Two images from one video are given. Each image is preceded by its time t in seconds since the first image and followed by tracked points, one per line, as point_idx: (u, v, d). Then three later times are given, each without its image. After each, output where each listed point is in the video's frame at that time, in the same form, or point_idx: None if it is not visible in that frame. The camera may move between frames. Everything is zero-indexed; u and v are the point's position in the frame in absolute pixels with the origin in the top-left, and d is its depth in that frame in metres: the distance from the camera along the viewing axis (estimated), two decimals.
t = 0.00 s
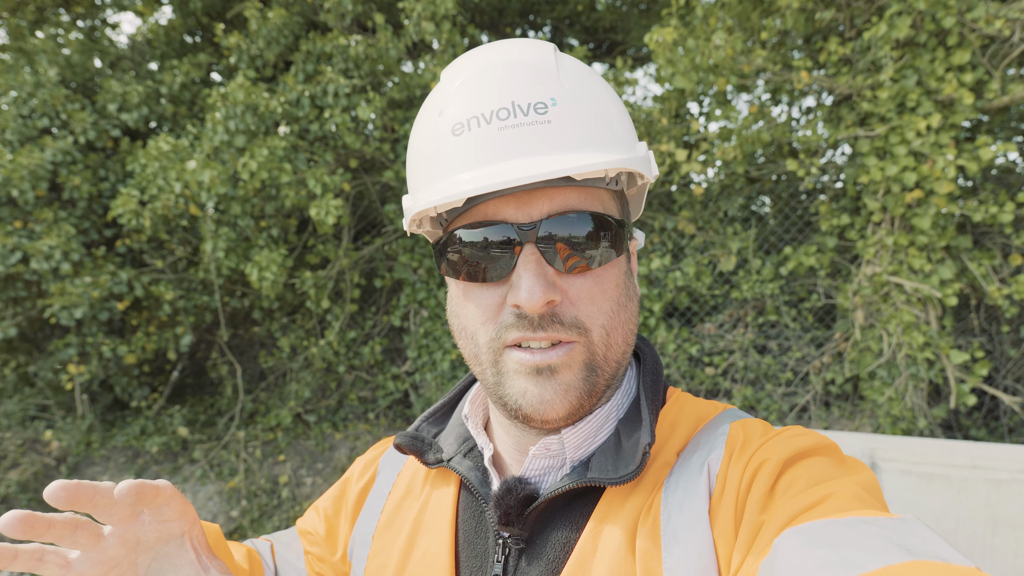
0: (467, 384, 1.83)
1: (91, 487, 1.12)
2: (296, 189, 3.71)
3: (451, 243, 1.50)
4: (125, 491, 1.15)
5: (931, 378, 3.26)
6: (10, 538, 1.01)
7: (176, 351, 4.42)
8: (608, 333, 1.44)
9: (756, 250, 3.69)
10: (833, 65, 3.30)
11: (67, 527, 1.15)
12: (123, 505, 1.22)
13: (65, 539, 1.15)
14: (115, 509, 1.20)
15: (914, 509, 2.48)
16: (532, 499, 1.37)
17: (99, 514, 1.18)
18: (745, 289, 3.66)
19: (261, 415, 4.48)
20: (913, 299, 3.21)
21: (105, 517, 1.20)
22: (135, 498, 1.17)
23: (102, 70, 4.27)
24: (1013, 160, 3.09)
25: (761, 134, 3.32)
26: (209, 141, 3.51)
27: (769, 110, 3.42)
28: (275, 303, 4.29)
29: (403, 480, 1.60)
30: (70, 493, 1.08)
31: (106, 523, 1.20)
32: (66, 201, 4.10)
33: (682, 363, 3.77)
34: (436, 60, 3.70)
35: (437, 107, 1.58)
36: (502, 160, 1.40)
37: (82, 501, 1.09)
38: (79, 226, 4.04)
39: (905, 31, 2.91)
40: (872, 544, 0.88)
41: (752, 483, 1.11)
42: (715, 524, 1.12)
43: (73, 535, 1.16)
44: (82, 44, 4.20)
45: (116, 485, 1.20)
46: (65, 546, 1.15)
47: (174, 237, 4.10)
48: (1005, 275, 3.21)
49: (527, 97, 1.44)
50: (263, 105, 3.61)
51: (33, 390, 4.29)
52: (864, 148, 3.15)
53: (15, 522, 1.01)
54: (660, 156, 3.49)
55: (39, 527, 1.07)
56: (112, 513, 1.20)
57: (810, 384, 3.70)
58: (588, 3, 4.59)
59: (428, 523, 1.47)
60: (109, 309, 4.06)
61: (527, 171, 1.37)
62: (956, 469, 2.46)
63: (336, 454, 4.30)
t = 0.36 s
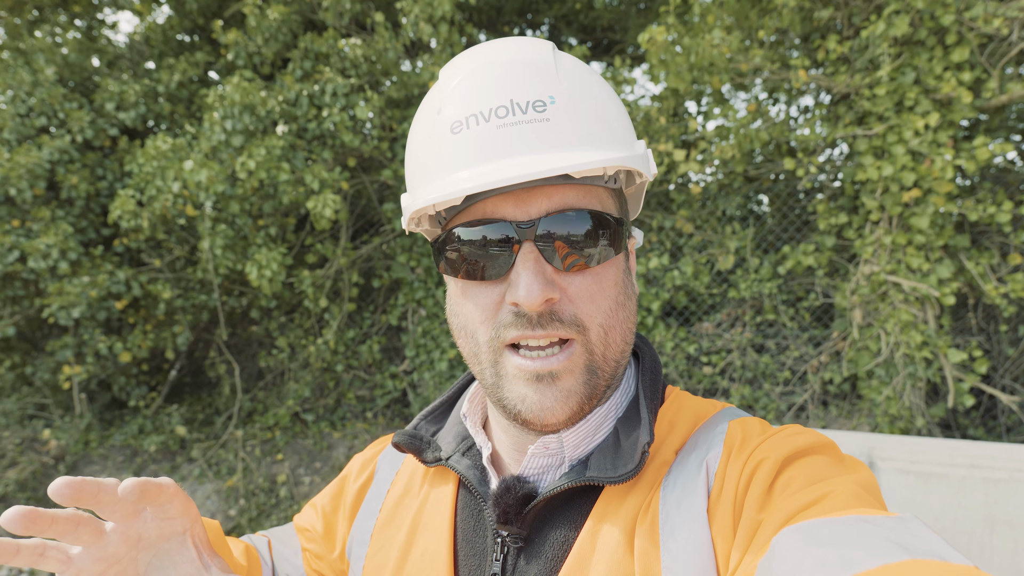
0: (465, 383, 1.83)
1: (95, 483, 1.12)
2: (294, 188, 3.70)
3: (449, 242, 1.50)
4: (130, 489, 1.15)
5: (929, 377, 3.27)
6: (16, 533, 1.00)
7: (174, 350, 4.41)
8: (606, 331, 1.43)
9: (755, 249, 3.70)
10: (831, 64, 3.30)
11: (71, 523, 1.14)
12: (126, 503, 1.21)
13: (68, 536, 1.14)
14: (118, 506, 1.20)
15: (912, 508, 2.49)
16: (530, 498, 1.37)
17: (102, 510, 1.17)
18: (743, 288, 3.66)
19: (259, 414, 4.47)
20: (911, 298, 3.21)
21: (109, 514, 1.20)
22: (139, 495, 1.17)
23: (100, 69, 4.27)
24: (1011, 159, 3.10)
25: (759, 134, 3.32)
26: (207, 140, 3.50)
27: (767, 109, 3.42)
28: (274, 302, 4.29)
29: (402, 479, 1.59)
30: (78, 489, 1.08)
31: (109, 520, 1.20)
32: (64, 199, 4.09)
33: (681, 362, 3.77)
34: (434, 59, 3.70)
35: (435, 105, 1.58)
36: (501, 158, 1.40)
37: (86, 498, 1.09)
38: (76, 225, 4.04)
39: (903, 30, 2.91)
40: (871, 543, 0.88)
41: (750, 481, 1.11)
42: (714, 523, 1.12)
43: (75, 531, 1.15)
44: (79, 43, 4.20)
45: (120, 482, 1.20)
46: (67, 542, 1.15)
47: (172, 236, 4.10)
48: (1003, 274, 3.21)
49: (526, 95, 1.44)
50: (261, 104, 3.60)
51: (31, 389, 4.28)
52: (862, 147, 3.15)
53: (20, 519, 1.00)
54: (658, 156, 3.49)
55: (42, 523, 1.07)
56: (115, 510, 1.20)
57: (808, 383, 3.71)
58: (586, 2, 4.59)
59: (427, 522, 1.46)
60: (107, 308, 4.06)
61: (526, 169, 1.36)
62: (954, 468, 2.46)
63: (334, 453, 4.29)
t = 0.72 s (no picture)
0: (464, 383, 1.83)
1: (95, 483, 1.12)
2: (292, 189, 3.70)
3: (448, 242, 1.50)
4: (130, 489, 1.15)
5: (928, 376, 3.28)
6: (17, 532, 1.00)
7: (173, 350, 4.41)
8: (605, 331, 1.43)
9: (753, 248, 3.70)
10: (829, 64, 3.30)
11: (71, 522, 1.13)
12: (126, 502, 1.21)
13: (67, 535, 1.13)
14: (118, 505, 1.20)
15: (911, 506, 2.49)
16: (530, 498, 1.37)
17: (103, 510, 1.17)
18: (742, 287, 3.66)
19: (258, 414, 4.47)
20: (910, 297, 3.21)
21: (109, 513, 1.19)
22: (139, 496, 1.17)
23: (98, 70, 4.26)
24: (1009, 157, 3.10)
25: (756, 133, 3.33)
26: (205, 140, 3.50)
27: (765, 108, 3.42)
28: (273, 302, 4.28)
29: (402, 479, 1.59)
30: (80, 489, 1.08)
31: (110, 519, 1.20)
32: (62, 200, 4.08)
33: (680, 361, 3.77)
34: (432, 58, 3.69)
35: (434, 106, 1.57)
36: (500, 159, 1.40)
37: (86, 498, 1.09)
38: (75, 226, 4.03)
39: (901, 29, 2.92)
40: (870, 543, 0.88)
41: (750, 482, 1.11)
42: (713, 523, 1.12)
43: (75, 531, 1.14)
44: (77, 43, 4.19)
45: (121, 482, 1.20)
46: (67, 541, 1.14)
47: (171, 236, 4.09)
48: (1001, 273, 3.22)
49: (524, 96, 1.43)
50: (259, 104, 3.60)
51: (30, 390, 4.28)
52: (860, 146, 3.15)
53: (21, 518, 1.00)
54: (657, 155, 3.50)
55: (42, 523, 1.07)
56: (115, 509, 1.20)
57: (807, 382, 3.71)
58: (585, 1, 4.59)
59: (426, 522, 1.46)
60: (105, 308, 4.06)
61: (524, 170, 1.36)
62: (953, 467, 2.47)
63: (334, 453, 4.29)
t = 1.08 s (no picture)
0: (464, 381, 1.83)
1: (98, 480, 1.12)
2: (292, 189, 3.70)
3: (447, 240, 1.50)
4: (131, 487, 1.14)
5: (927, 376, 3.27)
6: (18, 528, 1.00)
7: (173, 350, 4.41)
8: (604, 330, 1.43)
9: (753, 248, 3.69)
10: (829, 64, 3.30)
11: (72, 518, 1.14)
12: (127, 499, 1.22)
13: (68, 531, 1.14)
14: (120, 502, 1.20)
15: (911, 506, 2.49)
16: (529, 497, 1.37)
17: (104, 506, 1.17)
18: (741, 287, 3.66)
19: (258, 414, 4.47)
20: (910, 297, 3.21)
21: (111, 510, 1.20)
22: (141, 493, 1.16)
23: (98, 69, 4.27)
24: (1009, 157, 3.10)
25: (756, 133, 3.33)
26: (205, 141, 3.50)
27: (765, 108, 3.42)
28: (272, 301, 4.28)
29: (401, 477, 1.59)
30: (82, 486, 1.09)
31: (111, 515, 1.20)
32: (62, 199, 4.08)
33: (679, 361, 3.77)
34: (432, 58, 3.69)
35: (432, 104, 1.58)
36: (498, 157, 1.40)
37: (87, 496, 1.09)
38: (76, 226, 4.04)
39: (899, 29, 2.92)
40: (869, 541, 0.88)
41: (749, 479, 1.11)
42: (712, 521, 1.12)
43: (76, 526, 1.15)
44: (78, 43, 4.19)
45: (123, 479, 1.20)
46: (69, 537, 1.15)
47: (171, 236, 4.10)
48: (1001, 272, 3.21)
49: (522, 94, 1.44)
50: (259, 105, 3.61)
51: (30, 389, 4.29)
52: (859, 146, 3.14)
53: (21, 516, 1.00)
54: (655, 155, 3.50)
55: (45, 519, 1.07)
56: (116, 506, 1.20)
57: (807, 382, 3.70)
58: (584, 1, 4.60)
59: (426, 520, 1.46)
60: (106, 308, 4.06)
61: (522, 167, 1.36)
62: (953, 467, 2.46)
63: (333, 453, 4.30)
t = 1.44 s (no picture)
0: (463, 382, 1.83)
1: (166, 431, 1.09)
2: (292, 189, 3.70)
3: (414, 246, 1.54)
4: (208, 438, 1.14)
5: (929, 376, 3.27)
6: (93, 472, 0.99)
7: (174, 351, 4.42)
8: (541, 345, 1.39)
9: (754, 247, 3.69)
10: (829, 63, 3.30)
11: (143, 468, 1.11)
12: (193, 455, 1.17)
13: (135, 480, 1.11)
14: (185, 457, 1.16)
15: (912, 505, 2.49)
16: (529, 496, 1.37)
17: (170, 460, 1.14)
18: (742, 287, 3.66)
19: (259, 415, 4.47)
20: (911, 296, 3.21)
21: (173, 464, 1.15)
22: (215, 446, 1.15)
23: (100, 71, 4.27)
24: (1010, 157, 3.10)
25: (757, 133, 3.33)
26: (206, 142, 3.52)
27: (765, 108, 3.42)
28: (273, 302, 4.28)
29: (402, 477, 1.59)
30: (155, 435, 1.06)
31: (172, 470, 1.16)
32: (64, 201, 4.10)
33: (680, 361, 3.77)
34: (432, 59, 3.69)
35: (418, 103, 1.58)
36: (474, 163, 1.41)
37: (125, 468, 1.06)
38: (77, 227, 4.05)
39: (899, 29, 2.93)
40: (869, 541, 0.88)
41: (749, 480, 1.11)
42: (713, 521, 1.12)
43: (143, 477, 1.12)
44: (79, 44, 4.19)
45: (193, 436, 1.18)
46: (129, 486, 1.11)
47: (172, 237, 4.11)
48: (1002, 272, 3.21)
49: (502, 99, 1.43)
50: (259, 106, 3.61)
51: (32, 390, 4.31)
52: (860, 145, 3.13)
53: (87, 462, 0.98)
54: (656, 155, 3.50)
55: (123, 466, 1.06)
56: (180, 461, 1.16)
57: (808, 382, 3.70)
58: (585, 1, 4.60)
59: (427, 520, 1.47)
60: (107, 309, 4.07)
61: (493, 173, 1.36)
62: (954, 466, 2.47)
63: (334, 453, 4.31)
